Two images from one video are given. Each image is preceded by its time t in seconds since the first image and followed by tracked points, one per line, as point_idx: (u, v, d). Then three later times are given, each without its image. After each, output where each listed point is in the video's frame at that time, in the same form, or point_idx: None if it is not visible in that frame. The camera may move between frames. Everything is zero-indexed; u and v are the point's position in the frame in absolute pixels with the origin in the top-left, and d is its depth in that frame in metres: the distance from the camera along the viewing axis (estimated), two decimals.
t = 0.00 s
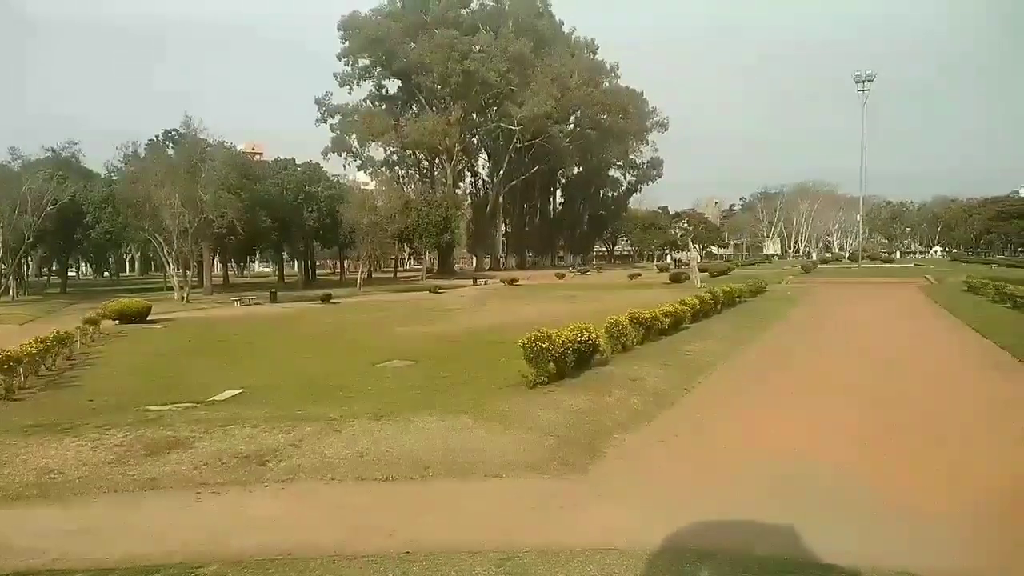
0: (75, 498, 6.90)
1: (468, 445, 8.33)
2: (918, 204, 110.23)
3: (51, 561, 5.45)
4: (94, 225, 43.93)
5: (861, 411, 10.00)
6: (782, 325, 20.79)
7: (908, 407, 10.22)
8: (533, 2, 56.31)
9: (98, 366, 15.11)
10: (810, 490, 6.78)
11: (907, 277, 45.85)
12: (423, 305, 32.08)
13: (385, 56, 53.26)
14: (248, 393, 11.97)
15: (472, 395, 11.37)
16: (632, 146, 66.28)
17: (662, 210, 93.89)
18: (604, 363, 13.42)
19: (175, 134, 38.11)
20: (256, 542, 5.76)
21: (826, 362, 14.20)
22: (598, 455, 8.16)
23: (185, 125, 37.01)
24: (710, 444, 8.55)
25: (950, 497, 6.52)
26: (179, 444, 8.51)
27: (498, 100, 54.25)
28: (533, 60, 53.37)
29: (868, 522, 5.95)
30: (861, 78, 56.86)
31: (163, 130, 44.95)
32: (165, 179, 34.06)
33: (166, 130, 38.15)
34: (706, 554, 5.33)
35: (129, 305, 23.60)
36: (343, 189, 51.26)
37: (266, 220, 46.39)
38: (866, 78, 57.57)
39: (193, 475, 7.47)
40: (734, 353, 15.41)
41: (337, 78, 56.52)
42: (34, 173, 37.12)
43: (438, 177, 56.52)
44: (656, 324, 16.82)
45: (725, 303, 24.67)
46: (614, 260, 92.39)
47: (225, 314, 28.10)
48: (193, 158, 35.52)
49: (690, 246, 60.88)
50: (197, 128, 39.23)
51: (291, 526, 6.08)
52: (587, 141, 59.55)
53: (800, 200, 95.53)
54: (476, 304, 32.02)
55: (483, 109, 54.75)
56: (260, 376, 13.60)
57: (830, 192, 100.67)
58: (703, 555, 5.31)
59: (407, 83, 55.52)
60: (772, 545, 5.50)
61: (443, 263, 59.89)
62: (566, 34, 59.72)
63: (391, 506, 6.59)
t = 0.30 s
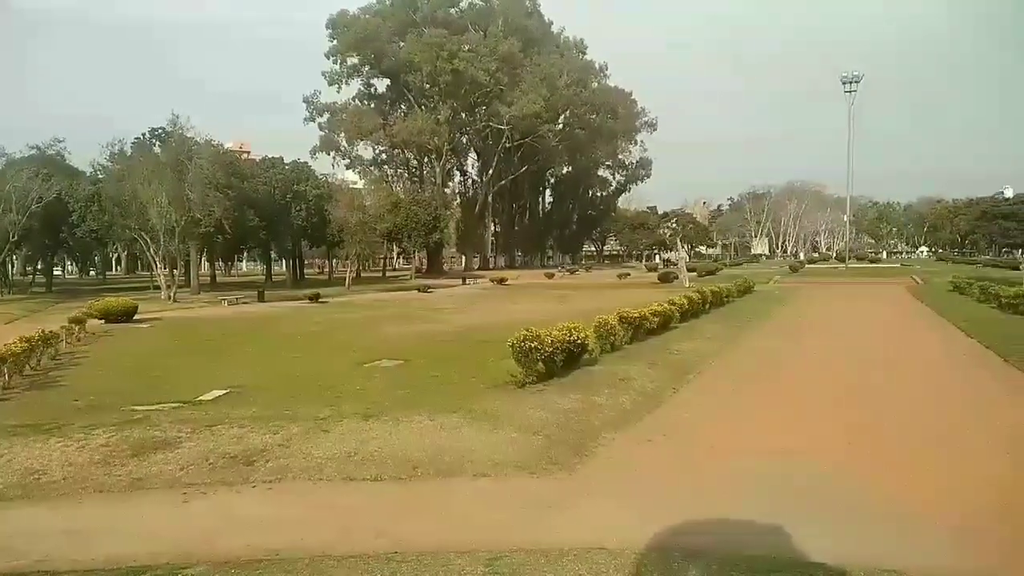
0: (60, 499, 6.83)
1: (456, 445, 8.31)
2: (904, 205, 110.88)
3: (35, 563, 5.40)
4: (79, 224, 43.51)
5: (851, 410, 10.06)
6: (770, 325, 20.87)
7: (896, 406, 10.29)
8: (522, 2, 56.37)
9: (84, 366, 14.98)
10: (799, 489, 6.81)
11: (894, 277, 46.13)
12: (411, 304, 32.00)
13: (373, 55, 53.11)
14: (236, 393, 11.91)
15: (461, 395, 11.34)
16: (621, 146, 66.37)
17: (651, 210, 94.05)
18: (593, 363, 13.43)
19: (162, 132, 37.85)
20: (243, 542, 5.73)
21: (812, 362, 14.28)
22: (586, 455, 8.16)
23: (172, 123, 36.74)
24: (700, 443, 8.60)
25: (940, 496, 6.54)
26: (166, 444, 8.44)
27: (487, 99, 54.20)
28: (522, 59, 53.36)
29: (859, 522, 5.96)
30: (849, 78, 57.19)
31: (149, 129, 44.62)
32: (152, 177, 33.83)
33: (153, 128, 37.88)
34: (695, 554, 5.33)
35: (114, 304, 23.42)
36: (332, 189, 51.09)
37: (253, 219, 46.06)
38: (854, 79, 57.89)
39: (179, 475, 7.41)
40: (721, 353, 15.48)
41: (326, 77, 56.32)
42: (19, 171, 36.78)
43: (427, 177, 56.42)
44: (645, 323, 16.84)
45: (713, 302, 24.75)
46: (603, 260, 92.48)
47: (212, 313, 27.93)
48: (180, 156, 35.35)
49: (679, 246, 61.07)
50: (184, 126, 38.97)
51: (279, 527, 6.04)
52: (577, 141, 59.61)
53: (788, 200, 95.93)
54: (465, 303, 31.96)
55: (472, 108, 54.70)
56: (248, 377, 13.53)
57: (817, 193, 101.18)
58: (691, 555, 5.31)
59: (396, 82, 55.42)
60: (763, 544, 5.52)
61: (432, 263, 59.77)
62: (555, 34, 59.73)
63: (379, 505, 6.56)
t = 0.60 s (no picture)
0: (42, 503, 6.77)
1: (442, 447, 8.29)
2: (887, 207, 111.82)
3: (17, 568, 5.35)
4: (61, 225, 43.06)
5: (839, 410, 10.13)
6: (755, 325, 20.97)
7: (883, 406, 10.35)
8: (508, 3, 56.43)
9: (66, 368, 14.85)
10: (786, 489, 6.86)
11: (876, 278, 46.59)
12: (398, 306, 31.94)
13: (359, 56, 52.98)
14: (221, 395, 11.85)
15: (447, 396, 11.33)
16: (607, 148, 66.56)
17: (637, 211, 94.33)
18: (579, 364, 13.45)
19: (145, 133, 37.56)
20: (227, 546, 5.70)
21: (797, 362, 14.36)
22: (572, 456, 8.17)
23: (156, 123, 36.49)
24: (689, 443, 8.65)
25: (926, 496, 6.59)
26: (149, 447, 8.39)
27: (473, 101, 54.17)
28: (508, 61, 53.35)
29: (845, 521, 6.00)
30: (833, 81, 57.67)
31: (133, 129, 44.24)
32: (136, 178, 33.60)
33: (136, 128, 37.59)
34: (681, 554, 5.35)
35: (98, 306, 23.24)
36: (317, 189, 50.86)
37: (238, 220, 45.77)
38: (838, 82, 58.40)
39: (163, 478, 7.37)
40: (707, 353, 15.55)
41: (311, 77, 56.11)
42: None
43: (413, 177, 56.33)
44: (631, 324, 16.89)
45: (698, 303, 24.87)
46: (589, 262, 92.66)
47: (197, 315, 27.75)
48: (163, 156, 35.15)
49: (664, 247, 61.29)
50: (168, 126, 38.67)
51: (267, 529, 6.03)
52: (563, 143, 59.72)
53: (773, 201, 96.49)
54: (450, 305, 31.94)
55: (458, 109, 54.72)
56: (233, 379, 13.44)
57: (801, 194, 101.86)
58: (677, 555, 5.33)
59: (382, 83, 55.33)
60: (749, 544, 5.56)
61: (419, 264, 59.65)
62: (541, 36, 59.79)
63: (364, 508, 6.54)
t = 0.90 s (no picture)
0: (30, 505, 6.73)
1: (432, 448, 8.27)
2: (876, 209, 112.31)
3: (4, 569, 5.31)
4: (49, 225, 42.74)
5: (828, 411, 10.19)
6: (746, 326, 21.03)
7: (873, 406, 10.42)
8: (500, 4, 56.42)
9: (54, 369, 14.75)
10: (776, 490, 6.89)
11: (865, 279, 46.83)
12: (389, 307, 31.87)
13: (350, 56, 52.94)
14: (210, 396, 11.79)
15: (438, 397, 11.31)
16: (598, 149, 66.66)
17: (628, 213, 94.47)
18: (570, 365, 13.46)
19: (134, 133, 37.35)
20: (216, 548, 5.67)
21: (788, 363, 14.41)
22: (563, 457, 8.17)
23: (145, 123, 36.30)
24: (680, 443, 8.68)
25: (913, 497, 6.63)
26: (138, 448, 8.35)
27: (465, 102, 54.16)
28: (499, 61, 53.28)
29: (834, 521, 6.04)
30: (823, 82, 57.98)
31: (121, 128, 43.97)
32: (125, 178, 33.44)
33: (125, 128, 37.37)
34: (671, 554, 5.36)
35: (87, 306, 23.12)
36: (308, 190, 50.75)
37: (228, 221, 45.87)
38: (827, 83, 58.75)
39: (151, 480, 7.33)
40: (697, 355, 15.58)
41: (302, 77, 55.98)
42: None
43: (405, 178, 56.25)
44: (622, 325, 16.91)
45: (689, 304, 24.92)
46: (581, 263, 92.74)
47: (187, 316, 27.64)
48: (152, 157, 34.98)
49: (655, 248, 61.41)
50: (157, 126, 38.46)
51: (256, 531, 6.00)
52: (554, 144, 59.76)
53: (763, 203, 96.72)
54: (442, 306, 31.89)
55: (450, 110, 54.71)
56: (222, 380, 13.39)
57: (791, 196, 102.27)
58: (667, 555, 5.34)
59: (372, 83, 55.25)
60: (739, 544, 5.58)
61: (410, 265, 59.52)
62: (533, 37, 59.78)
63: (355, 509, 6.52)
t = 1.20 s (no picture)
0: (16, 509, 6.67)
1: (425, 450, 8.26)
2: (864, 210, 112.89)
3: None
4: (36, 226, 42.44)
5: (815, 411, 10.25)
6: (735, 327, 21.13)
7: (859, 407, 10.49)
8: (490, 6, 56.44)
9: (41, 372, 14.66)
10: (767, 488, 6.93)
11: (854, 280, 47.10)
12: (379, 308, 31.83)
13: (339, 57, 52.89)
14: (199, 398, 11.74)
15: (429, 398, 11.30)
16: (588, 150, 66.76)
17: (618, 214, 94.58)
18: (561, 366, 13.47)
19: (122, 134, 37.14)
20: (206, 551, 5.64)
21: (777, 364, 14.45)
22: (554, 458, 8.19)
23: (133, 124, 36.09)
24: (669, 444, 8.72)
25: (901, 496, 6.68)
26: (126, 451, 8.30)
27: (455, 103, 54.21)
28: (489, 63, 53.25)
29: (821, 521, 6.08)
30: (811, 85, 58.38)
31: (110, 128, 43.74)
32: (112, 180, 33.26)
33: (114, 129, 37.17)
34: (661, 556, 5.37)
35: (75, 308, 23.00)
36: (297, 191, 50.75)
37: (218, 222, 46.11)
38: (816, 85, 59.09)
39: (140, 483, 7.29)
40: (687, 356, 15.62)
41: (291, 79, 55.91)
42: None
43: (395, 179, 56.24)
44: (612, 326, 16.93)
45: (680, 305, 24.99)
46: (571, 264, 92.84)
47: (176, 318, 27.52)
48: (141, 159, 34.81)
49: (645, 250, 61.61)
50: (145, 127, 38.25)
51: (248, 533, 5.98)
52: (545, 146, 59.85)
53: (752, 204, 97.07)
54: (432, 307, 31.86)
55: (440, 111, 54.73)
56: (212, 381, 13.34)
57: (781, 198, 102.67)
58: (658, 556, 5.35)
59: (362, 84, 55.20)
60: (728, 543, 5.60)
61: (400, 267, 59.43)
62: (523, 39, 59.83)
63: (346, 511, 6.49)
